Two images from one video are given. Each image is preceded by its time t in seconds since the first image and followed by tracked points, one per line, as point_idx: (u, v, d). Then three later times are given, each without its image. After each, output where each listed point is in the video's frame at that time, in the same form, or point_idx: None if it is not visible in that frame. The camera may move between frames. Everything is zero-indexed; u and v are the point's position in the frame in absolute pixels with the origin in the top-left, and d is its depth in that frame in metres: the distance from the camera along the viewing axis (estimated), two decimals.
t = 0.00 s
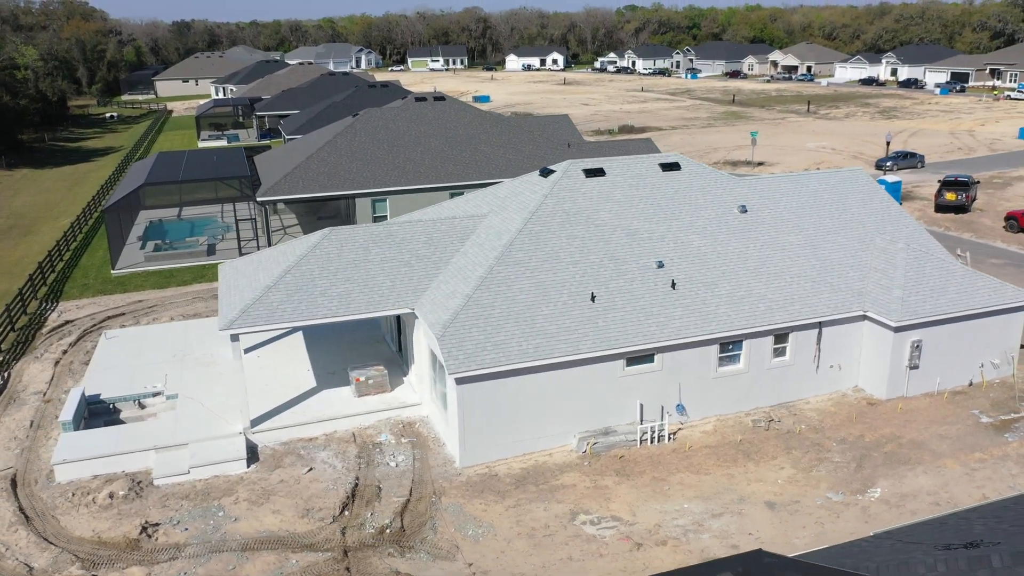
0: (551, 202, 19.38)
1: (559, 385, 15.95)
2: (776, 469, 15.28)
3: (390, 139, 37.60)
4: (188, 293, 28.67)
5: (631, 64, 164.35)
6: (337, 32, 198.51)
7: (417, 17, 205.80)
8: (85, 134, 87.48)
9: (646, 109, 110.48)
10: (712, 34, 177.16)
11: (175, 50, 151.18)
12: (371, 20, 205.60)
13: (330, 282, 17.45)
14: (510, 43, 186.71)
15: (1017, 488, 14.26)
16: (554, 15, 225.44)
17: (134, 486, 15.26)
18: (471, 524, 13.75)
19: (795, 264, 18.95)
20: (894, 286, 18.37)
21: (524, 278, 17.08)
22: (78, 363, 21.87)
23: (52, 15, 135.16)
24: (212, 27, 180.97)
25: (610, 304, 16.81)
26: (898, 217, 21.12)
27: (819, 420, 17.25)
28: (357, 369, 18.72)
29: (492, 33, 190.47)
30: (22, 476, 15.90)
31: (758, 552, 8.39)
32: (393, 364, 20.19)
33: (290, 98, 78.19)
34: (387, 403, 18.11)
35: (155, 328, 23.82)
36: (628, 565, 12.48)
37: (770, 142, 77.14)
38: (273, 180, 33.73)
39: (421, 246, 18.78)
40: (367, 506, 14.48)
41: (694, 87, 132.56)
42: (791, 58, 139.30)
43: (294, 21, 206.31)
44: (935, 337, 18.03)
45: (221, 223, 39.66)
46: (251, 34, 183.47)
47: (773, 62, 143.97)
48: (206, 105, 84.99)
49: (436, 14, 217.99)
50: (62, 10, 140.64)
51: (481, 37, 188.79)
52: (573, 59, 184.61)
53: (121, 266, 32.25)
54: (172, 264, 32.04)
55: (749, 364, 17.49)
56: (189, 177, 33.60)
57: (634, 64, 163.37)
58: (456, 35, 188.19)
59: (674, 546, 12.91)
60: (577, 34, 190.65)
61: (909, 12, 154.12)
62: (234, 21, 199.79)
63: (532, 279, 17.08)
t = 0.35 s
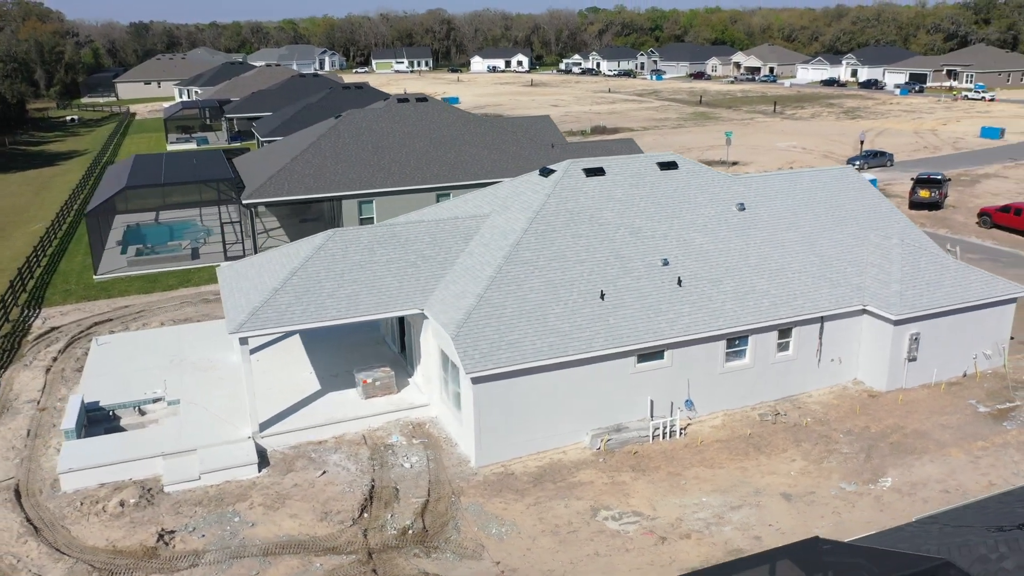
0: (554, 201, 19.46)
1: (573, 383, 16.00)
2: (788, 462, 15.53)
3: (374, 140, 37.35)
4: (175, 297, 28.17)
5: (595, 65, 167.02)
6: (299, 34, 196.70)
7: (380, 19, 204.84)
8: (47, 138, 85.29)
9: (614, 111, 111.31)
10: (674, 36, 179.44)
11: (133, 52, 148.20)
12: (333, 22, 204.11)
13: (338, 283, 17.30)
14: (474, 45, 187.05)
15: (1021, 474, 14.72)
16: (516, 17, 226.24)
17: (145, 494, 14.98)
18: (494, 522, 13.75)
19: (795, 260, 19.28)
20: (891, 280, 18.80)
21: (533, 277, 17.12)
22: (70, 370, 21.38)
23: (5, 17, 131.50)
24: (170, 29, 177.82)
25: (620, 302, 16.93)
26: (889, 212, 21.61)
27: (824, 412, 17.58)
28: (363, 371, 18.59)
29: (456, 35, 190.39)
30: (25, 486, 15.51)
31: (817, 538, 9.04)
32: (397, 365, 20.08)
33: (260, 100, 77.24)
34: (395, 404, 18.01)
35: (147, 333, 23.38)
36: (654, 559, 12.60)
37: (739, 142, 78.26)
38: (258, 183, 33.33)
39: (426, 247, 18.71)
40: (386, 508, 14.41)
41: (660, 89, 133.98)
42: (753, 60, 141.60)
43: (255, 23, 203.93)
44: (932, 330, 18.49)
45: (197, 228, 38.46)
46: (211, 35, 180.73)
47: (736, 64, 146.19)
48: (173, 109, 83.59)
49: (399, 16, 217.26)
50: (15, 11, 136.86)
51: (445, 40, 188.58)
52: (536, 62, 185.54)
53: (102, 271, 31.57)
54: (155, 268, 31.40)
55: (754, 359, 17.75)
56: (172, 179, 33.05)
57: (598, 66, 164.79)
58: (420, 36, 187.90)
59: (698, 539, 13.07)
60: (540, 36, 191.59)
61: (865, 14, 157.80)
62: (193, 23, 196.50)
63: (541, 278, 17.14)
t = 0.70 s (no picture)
0: (556, 203, 19.51)
1: (587, 383, 16.08)
2: (799, 456, 15.84)
3: (356, 143, 37.03)
4: (160, 304, 27.57)
5: (555, 68, 168.20)
6: (255, 37, 194.16)
7: (337, 21, 203.22)
8: None
9: (579, 113, 112.01)
10: (631, 39, 181.67)
11: (83, 55, 144.46)
12: (289, 25, 201.88)
13: (345, 288, 17.09)
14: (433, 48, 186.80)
15: None
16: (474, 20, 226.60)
17: (157, 505, 14.67)
18: (519, 524, 13.76)
19: (794, 259, 19.65)
20: (887, 277, 19.29)
21: (542, 279, 17.15)
22: (60, 381, 20.79)
23: None
24: (122, 32, 173.77)
25: (629, 302, 17.06)
26: (878, 211, 22.18)
27: (828, 407, 17.96)
28: (369, 376, 18.41)
29: (415, 38, 189.87)
30: (30, 501, 15.05)
31: (869, 529, 9.30)
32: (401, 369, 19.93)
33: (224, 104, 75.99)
34: (404, 408, 17.88)
35: (137, 342, 22.86)
36: (684, 555, 12.74)
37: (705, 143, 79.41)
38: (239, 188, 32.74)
39: (431, 250, 18.61)
40: (408, 513, 14.31)
41: (621, 91, 135.26)
42: (711, 64, 144.00)
43: (208, 25, 200.38)
44: (927, 325, 19.04)
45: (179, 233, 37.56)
46: (164, 38, 177.26)
47: (694, 66, 148.46)
48: (134, 112, 81.44)
49: (356, 19, 215.93)
50: None
51: (404, 42, 187.92)
52: (496, 65, 186.13)
53: (80, 278, 30.73)
54: (136, 275, 30.65)
55: (759, 356, 18.05)
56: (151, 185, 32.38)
57: (559, 69, 165.96)
58: (378, 39, 187.16)
59: (724, 534, 13.26)
60: (498, 40, 192.18)
61: (815, 18, 161.83)
62: (144, 26, 192.21)
63: (551, 279, 17.18)
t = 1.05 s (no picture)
0: (570, 203, 19.58)
1: (611, 382, 16.14)
2: (821, 451, 16.04)
3: (351, 144, 36.78)
4: (159, 307, 27.18)
5: (530, 69, 168.72)
6: (226, 38, 192.33)
7: (309, 22, 201.83)
8: None
9: (559, 114, 112.31)
10: (605, 40, 182.72)
11: (49, 57, 141.80)
12: (261, 26, 200.18)
13: (365, 289, 16.99)
14: (407, 49, 186.19)
15: None
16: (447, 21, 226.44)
17: (183, 511, 14.47)
18: (552, 523, 13.79)
19: (804, 257, 19.90)
20: (896, 273, 19.62)
21: (563, 279, 17.20)
22: (66, 388, 20.41)
23: None
24: (90, 33, 170.90)
25: (649, 301, 17.17)
26: (882, 208, 22.54)
27: (842, 402, 18.22)
28: (387, 378, 18.31)
29: (388, 39, 189.29)
30: (50, 510, 14.75)
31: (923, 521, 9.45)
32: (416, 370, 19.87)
33: (204, 105, 75.06)
34: (423, 410, 17.82)
35: (142, 346, 22.52)
36: (720, 550, 12.85)
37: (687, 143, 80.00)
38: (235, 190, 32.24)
39: (447, 252, 18.57)
40: (439, 514, 14.28)
41: (599, 92, 135.80)
42: (685, 65, 145.24)
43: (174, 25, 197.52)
44: (936, 320, 19.38)
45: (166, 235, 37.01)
46: (133, 40, 174.85)
47: (668, 68, 149.61)
48: (114, 112, 79.25)
49: (329, 19, 214.61)
50: None
51: (378, 43, 187.34)
52: (471, 66, 186.27)
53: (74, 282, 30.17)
54: (132, 278, 30.16)
55: (775, 353, 18.27)
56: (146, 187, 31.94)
57: (534, 70, 166.43)
58: (351, 41, 186.64)
59: (756, 529, 13.41)
60: (472, 41, 192.20)
61: (786, 19, 163.88)
62: (113, 27, 189.33)
63: (571, 279, 17.23)
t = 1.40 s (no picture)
0: (581, 203, 19.70)
1: (632, 381, 16.27)
2: (838, 444, 16.33)
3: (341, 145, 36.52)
4: (153, 313, 26.70)
5: (499, 71, 168.96)
6: (189, 39, 189.37)
7: (274, 23, 199.66)
8: None
9: (532, 115, 112.52)
10: (572, 42, 183.67)
11: (6, 57, 138.09)
12: (226, 27, 197.54)
13: (383, 291, 16.90)
14: (375, 50, 185.14)
15: None
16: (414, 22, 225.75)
17: (208, 517, 14.26)
18: (584, 521, 13.87)
19: (810, 254, 20.26)
20: (899, 269, 20.07)
21: (580, 278, 17.29)
22: (69, 395, 19.93)
23: None
24: (49, 35, 166.98)
25: (665, 299, 17.34)
26: (879, 207, 23.04)
27: (852, 397, 18.57)
28: (403, 380, 18.25)
29: (355, 40, 188.08)
30: (69, 520, 14.42)
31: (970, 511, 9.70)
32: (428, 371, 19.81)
33: (177, 107, 73.86)
34: (441, 411, 17.79)
35: (143, 351, 22.10)
36: (753, 544, 13.03)
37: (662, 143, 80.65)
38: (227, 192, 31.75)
39: (461, 253, 18.55)
40: (469, 515, 14.27)
41: (571, 93, 136.36)
42: (654, 66, 146.54)
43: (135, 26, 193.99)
44: (939, 314, 19.85)
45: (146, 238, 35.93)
46: (94, 41, 171.33)
47: (637, 69, 150.82)
48: (81, 116, 78.15)
49: (294, 21, 212.53)
50: None
51: (344, 45, 186.11)
52: (439, 68, 185.95)
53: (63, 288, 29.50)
54: (123, 283, 29.52)
55: (786, 349, 18.58)
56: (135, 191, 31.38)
57: (503, 71, 166.84)
58: (317, 42, 185.17)
59: (786, 522, 13.63)
60: (439, 42, 191.96)
61: (750, 21, 166.25)
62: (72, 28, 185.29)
63: (588, 278, 17.34)
